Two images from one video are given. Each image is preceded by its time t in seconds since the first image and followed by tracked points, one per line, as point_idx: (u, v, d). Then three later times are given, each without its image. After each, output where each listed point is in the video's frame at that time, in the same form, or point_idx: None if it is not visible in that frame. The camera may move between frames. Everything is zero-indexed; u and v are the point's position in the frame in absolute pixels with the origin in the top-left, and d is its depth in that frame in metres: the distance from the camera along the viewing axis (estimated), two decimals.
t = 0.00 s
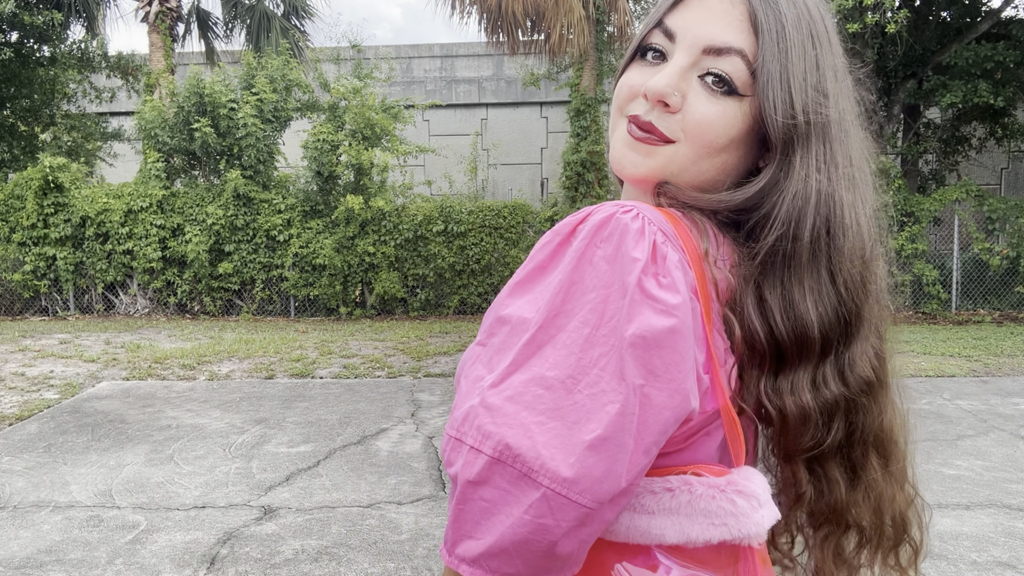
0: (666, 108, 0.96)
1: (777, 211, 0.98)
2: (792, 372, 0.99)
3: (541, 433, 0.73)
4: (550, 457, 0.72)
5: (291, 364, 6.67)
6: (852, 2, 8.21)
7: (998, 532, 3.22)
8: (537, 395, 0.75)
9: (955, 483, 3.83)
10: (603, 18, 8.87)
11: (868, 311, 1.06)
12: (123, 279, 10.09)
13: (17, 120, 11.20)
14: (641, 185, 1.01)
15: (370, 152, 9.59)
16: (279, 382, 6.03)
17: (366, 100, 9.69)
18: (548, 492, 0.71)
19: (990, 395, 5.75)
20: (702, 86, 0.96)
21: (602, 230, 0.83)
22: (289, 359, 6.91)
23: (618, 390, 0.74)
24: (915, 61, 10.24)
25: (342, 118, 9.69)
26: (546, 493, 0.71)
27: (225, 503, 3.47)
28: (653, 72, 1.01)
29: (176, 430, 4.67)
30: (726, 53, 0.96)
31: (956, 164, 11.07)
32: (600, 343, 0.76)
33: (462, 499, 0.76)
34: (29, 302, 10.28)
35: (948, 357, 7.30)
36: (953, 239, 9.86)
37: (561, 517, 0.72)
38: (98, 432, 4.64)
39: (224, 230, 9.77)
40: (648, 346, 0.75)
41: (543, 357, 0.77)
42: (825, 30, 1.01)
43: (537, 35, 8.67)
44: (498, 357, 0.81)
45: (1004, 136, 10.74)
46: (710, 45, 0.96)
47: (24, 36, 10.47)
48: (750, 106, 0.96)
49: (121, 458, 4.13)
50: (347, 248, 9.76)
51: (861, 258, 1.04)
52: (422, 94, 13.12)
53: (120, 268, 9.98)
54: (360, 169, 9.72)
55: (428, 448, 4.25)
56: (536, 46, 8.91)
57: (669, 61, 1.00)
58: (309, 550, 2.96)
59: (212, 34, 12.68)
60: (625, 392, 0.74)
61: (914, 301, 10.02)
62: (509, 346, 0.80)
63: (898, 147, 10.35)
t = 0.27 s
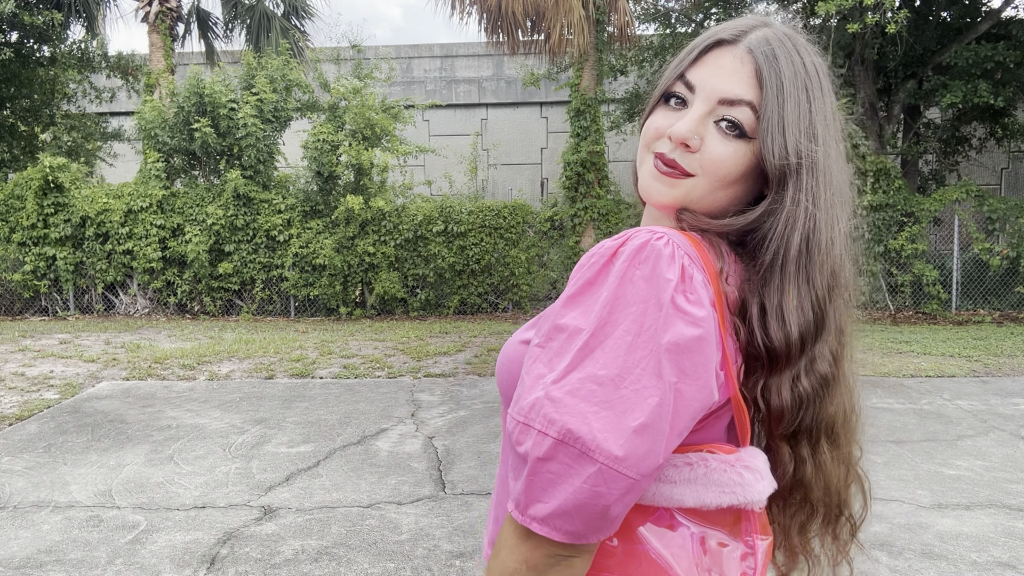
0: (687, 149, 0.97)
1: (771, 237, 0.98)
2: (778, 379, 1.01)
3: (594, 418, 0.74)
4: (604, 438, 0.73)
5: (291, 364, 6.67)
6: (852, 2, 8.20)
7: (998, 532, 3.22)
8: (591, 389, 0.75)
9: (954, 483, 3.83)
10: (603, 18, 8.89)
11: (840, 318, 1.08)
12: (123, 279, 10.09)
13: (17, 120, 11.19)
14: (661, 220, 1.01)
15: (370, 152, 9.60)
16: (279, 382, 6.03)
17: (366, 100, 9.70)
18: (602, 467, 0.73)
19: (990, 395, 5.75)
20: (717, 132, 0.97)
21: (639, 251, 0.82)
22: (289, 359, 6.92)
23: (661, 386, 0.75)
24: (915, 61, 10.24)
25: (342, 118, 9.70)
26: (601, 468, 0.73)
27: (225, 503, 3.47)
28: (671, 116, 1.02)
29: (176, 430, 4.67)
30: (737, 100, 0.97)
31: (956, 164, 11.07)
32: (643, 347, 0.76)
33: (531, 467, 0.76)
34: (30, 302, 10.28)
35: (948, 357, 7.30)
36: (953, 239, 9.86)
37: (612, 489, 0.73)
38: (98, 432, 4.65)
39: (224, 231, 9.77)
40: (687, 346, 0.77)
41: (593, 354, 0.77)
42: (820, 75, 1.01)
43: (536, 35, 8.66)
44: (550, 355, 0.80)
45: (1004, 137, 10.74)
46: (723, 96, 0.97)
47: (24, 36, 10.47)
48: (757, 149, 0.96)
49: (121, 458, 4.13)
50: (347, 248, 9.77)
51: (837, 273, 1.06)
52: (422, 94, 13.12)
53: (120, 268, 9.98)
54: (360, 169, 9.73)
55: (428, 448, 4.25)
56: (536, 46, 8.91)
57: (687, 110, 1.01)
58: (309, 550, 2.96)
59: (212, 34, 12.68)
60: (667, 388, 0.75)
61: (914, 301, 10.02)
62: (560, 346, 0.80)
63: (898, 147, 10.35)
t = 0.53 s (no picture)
0: (689, 150, 1.05)
1: (764, 219, 1.06)
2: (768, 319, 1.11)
3: (625, 354, 0.85)
4: (634, 371, 0.84)
5: (291, 364, 6.68)
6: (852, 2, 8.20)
7: (998, 532, 3.23)
8: (623, 333, 0.86)
9: (954, 484, 3.83)
10: (603, 19, 8.90)
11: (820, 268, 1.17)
12: (123, 279, 10.09)
13: (17, 120, 11.19)
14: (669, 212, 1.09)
15: (369, 152, 9.61)
16: (279, 382, 6.03)
17: (366, 100, 9.71)
18: (633, 393, 0.84)
19: (990, 395, 5.75)
20: (714, 134, 1.05)
21: (657, 224, 0.92)
22: (289, 359, 6.92)
23: (678, 329, 0.87)
24: (915, 61, 10.25)
25: (342, 118, 9.70)
26: (632, 393, 0.85)
27: (225, 503, 3.47)
28: (671, 122, 1.09)
29: (176, 430, 4.67)
30: (725, 105, 1.05)
31: (956, 164, 11.09)
32: (663, 298, 0.87)
33: (575, 392, 0.87)
34: (29, 302, 10.28)
35: (948, 358, 7.30)
36: (953, 239, 9.86)
37: (641, 410, 0.85)
38: (98, 432, 4.65)
39: (224, 231, 9.77)
40: (700, 297, 0.88)
41: (623, 304, 0.87)
42: (792, 74, 1.08)
43: (536, 35, 8.66)
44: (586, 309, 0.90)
45: (1004, 137, 10.75)
46: (715, 104, 1.05)
47: (24, 36, 10.47)
48: (746, 146, 1.05)
49: (121, 458, 4.14)
50: (347, 248, 9.77)
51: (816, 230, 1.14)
52: (422, 94, 13.11)
53: (120, 268, 9.98)
54: (360, 169, 9.74)
55: (428, 448, 4.26)
56: (536, 46, 8.90)
57: (685, 115, 1.08)
58: (309, 550, 2.96)
59: (212, 34, 12.68)
60: (683, 332, 0.87)
61: (914, 301, 10.02)
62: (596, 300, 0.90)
63: (898, 147, 10.35)
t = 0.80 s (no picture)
0: (694, 156, 1.10)
1: (770, 211, 1.11)
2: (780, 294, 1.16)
3: (642, 328, 0.93)
4: (650, 343, 0.93)
5: (291, 364, 6.68)
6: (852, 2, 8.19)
7: (998, 532, 3.23)
8: (642, 310, 0.94)
9: (954, 483, 3.83)
10: (603, 19, 8.92)
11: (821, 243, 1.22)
12: (124, 279, 10.09)
13: (17, 120, 11.19)
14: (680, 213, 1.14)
15: (369, 152, 9.61)
16: (279, 382, 6.03)
17: (366, 100, 9.72)
18: (649, 362, 0.93)
19: (990, 395, 5.75)
20: (716, 140, 1.09)
21: (672, 214, 1.01)
22: (289, 359, 6.92)
23: (691, 307, 0.95)
24: (915, 61, 10.25)
25: (342, 119, 9.71)
26: (648, 362, 0.93)
27: (225, 503, 3.47)
28: (675, 132, 1.13)
29: (176, 430, 4.68)
30: (725, 113, 1.09)
31: (956, 164, 11.10)
32: (677, 279, 0.96)
33: (598, 361, 0.95)
34: (30, 302, 10.28)
35: (948, 358, 7.30)
36: (953, 239, 9.86)
37: (656, 377, 0.93)
38: (98, 432, 4.65)
39: (224, 231, 9.78)
40: (710, 280, 0.97)
41: (642, 285, 0.96)
42: (784, 78, 1.12)
43: (536, 35, 8.66)
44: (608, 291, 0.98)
45: (1004, 137, 10.75)
46: (715, 114, 1.09)
47: (24, 36, 10.47)
48: (749, 148, 1.09)
49: (121, 458, 4.14)
50: (347, 248, 9.77)
51: (816, 208, 1.19)
52: (422, 94, 13.11)
53: (120, 268, 9.98)
54: (360, 169, 9.75)
55: (428, 448, 4.26)
56: (536, 46, 8.90)
57: (686, 124, 1.12)
58: (309, 550, 2.97)
59: (212, 34, 12.68)
60: (694, 310, 0.95)
61: (914, 301, 10.02)
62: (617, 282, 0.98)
63: (898, 147, 10.35)
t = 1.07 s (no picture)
0: (695, 157, 1.10)
1: (769, 209, 1.12)
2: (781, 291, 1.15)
3: (633, 312, 0.95)
4: (639, 325, 0.94)
5: (291, 364, 6.68)
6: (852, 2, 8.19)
7: (998, 532, 3.23)
8: (633, 295, 0.95)
9: (954, 483, 3.83)
10: (603, 19, 8.93)
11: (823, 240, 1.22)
12: (124, 279, 10.09)
13: (17, 120, 11.18)
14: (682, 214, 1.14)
15: (369, 152, 9.62)
16: (279, 382, 6.03)
17: (366, 100, 9.72)
18: (637, 344, 0.94)
19: (990, 395, 5.75)
20: (715, 142, 1.10)
21: (671, 206, 1.02)
22: (289, 359, 6.92)
23: (682, 293, 0.95)
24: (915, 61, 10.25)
25: (342, 118, 9.72)
26: (636, 344, 0.94)
27: (225, 503, 3.47)
28: (675, 135, 1.13)
29: (176, 429, 4.68)
30: (723, 116, 1.09)
31: (956, 164, 11.11)
32: (670, 267, 0.96)
33: (590, 342, 0.97)
34: (30, 302, 10.28)
35: (948, 357, 7.30)
36: (953, 239, 9.86)
37: (644, 359, 0.94)
38: (98, 432, 4.65)
39: (225, 231, 9.78)
40: (702, 269, 0.97)
41: (636, 272, 0.97)
42: (781, 80, 1.12)
43: (536, 35, 8.66)
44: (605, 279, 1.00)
45: (1004, 137, 10.76)
46: (714, 117, 1.09)
47: (24, 36, 10.47)
48: (747, 149, 1.09)
49: (121, 458, 4.14)
50: (347, 248, 9.77)
51: (817, 206, 1.19)
52: (422, 94, 13.10)
53: (120, 268, 9.98)
54: (360, 169, 9.75)
55: (428, 448, 4.26)
56: (536, 46, 8.89)
57: (687, 127, 1.13)
58: (309, 550, 2.97)
59: (212, 34, 12.69)
60: (686, 296, 0.96)
61: (914, 301, 10.02)
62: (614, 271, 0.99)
63: (898, 147, 10.35)
